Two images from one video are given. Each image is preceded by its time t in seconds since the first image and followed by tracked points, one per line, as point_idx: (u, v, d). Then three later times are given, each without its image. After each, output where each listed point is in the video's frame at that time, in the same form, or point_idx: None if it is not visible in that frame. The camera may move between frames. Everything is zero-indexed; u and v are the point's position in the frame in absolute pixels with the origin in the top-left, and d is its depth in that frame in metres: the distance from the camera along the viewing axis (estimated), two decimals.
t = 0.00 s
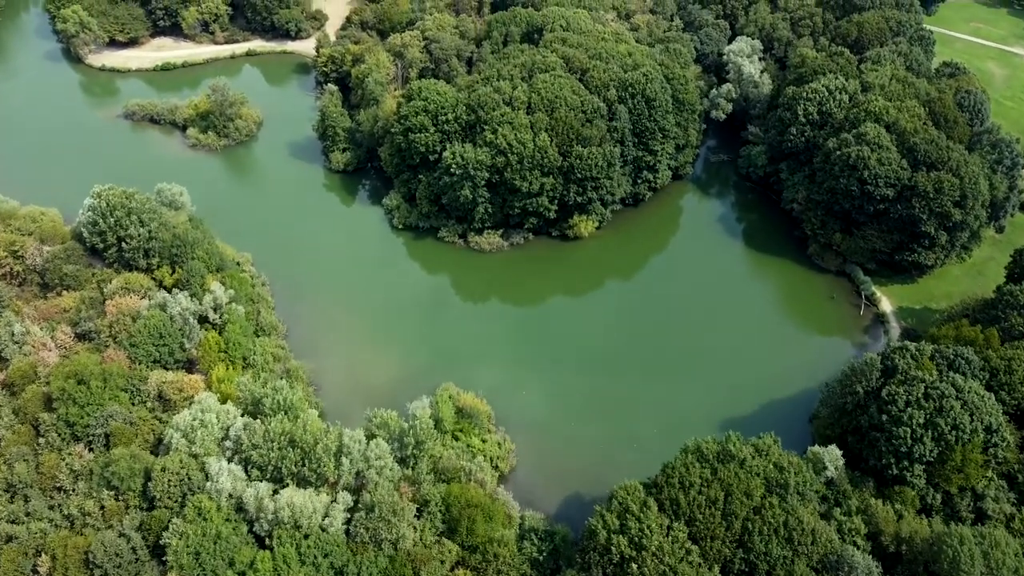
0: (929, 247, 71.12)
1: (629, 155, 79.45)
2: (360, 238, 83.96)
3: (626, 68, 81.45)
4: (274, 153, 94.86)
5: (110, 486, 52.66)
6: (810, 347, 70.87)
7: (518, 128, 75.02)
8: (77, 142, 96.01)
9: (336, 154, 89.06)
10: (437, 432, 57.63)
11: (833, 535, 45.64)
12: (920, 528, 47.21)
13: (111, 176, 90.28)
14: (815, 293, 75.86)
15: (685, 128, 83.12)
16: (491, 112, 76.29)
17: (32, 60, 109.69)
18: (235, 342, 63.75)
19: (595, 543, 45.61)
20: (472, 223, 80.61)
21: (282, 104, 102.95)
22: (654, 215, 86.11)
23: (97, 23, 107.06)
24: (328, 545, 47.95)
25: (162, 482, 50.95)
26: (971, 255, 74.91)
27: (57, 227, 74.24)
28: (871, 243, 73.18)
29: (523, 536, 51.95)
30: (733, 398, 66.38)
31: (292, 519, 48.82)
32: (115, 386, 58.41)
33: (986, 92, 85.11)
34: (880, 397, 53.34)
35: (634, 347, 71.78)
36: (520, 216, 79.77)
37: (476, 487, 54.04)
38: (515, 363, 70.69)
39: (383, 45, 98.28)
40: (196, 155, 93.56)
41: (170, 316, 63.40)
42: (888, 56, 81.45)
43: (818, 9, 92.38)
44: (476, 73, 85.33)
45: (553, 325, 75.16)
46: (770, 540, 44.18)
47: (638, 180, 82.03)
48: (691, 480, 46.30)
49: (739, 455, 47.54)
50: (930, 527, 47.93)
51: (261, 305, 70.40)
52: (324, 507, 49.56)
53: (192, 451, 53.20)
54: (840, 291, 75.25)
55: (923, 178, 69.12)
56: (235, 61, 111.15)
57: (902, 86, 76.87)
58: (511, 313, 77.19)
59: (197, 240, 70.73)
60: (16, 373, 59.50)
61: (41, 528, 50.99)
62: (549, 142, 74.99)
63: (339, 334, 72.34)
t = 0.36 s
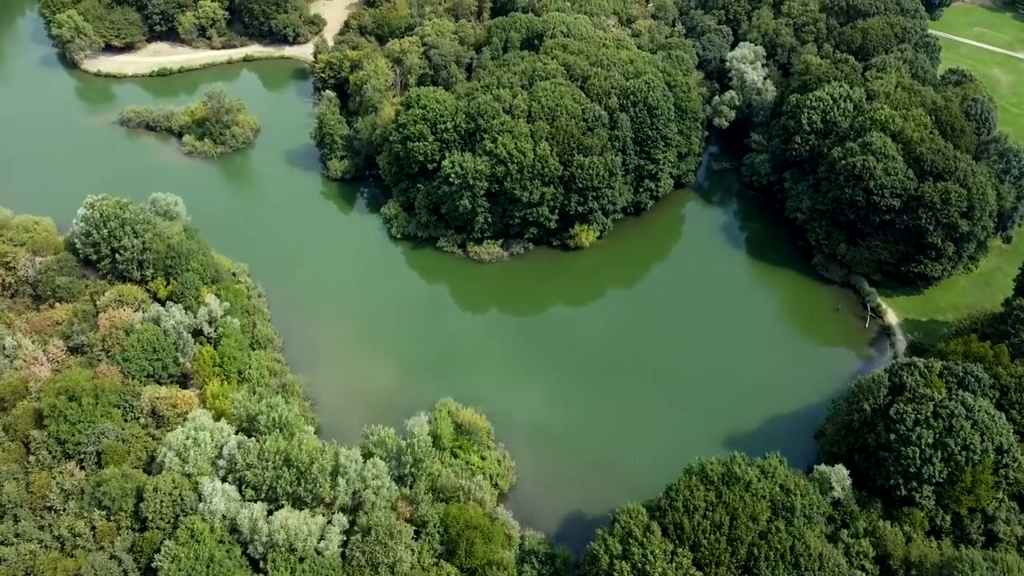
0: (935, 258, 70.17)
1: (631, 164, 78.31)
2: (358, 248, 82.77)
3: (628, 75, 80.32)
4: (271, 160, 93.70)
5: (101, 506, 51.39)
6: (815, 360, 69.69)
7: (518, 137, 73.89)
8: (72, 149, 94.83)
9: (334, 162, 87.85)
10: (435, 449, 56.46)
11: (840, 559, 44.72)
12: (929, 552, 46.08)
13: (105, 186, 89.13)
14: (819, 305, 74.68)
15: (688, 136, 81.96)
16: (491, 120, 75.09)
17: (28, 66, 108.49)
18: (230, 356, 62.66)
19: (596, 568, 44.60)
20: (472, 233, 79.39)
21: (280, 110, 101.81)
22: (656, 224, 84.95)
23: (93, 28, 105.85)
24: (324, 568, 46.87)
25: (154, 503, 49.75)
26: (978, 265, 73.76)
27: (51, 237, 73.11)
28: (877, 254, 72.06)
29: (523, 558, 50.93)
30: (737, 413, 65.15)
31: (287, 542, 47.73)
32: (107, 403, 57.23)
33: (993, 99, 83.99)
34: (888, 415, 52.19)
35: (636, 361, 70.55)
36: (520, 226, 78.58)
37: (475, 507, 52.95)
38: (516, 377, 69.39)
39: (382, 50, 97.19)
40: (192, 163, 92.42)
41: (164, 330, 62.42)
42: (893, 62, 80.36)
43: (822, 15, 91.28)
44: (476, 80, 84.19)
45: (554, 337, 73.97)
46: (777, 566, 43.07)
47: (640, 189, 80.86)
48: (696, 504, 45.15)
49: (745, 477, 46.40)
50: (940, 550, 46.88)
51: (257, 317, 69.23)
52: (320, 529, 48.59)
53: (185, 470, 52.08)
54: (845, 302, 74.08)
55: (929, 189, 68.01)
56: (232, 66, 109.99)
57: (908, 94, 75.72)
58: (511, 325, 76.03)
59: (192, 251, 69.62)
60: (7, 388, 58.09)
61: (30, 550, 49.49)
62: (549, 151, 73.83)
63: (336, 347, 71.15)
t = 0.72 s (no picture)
0: (942, 270, 68.87)
1: (633, 173, 77.13)
2: (355, 257, 81.56)
3: (630, 83, 79.18)
4: (268, 168, 92.48)
5: (92, 527, 49.85)
6: (820, 373, 68.47)
7: (518, 146, 72.74)
8: (67, 156, 93.73)
9: (332, 170, 86.63)
10: (432, 467, 55.22)
11: None
12: None
13: (100, 194, 88.02)
14: (824, 316, 73.51)
15: (690, 145, 80.83)
16: (491, 129, 73.85)
17: (23, 71, 107.29)
18: (225, 371, 61.52)
19: None
20: (471, 242, 78.15)
21: (277, 117, 100.62)
22: (658, 234, 83.80)
23: (89, 33, 104.68)
24: None
25: (146, 524, 48.29)
26: (985, 276, 72.64)
27: (44, 248, 71.93)
28: (883, 265, 70.78)
29: None
30: (741, 428, 63.89)
31: (281, 566, 46.62)
32: (99, 420, 56.04)
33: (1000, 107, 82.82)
34: (896, 434, 51.04)
35: (637, 373, 69.33)
36: (521, 236, 77.40)
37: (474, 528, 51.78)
38: (517, 390, 68.21)
39: (381, 56, 96.05)
40: (189, 171, 91.28)
41: (157, 344, 61.23)
42: (899, 70, 79.24)
43: (826, 21, 90.14)
44: (476, 87, 83.08)
45: (554, 349, 72.77)
46: None
47: (642, 199, 79.65)
48: (700, 529, 44.09)
49: (751, 501, 45.25)
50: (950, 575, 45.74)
51: (252, 330, 68.06)
52: (315, 553, 47.65)
53: (178, 490, 50.90)
54: (850, 314, 72.91)
55: (936, 200, 66.91)
56: (229, 71, 108.83)
57: (914, 103, 74.63)
58: (511, 336, 74.83)
59: (186, 262, 68.44)
60: None
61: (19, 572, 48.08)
62: (550, 160, 72.62)
63: (332, 359, 69.99)
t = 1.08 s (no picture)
0: (949, 282, 67.76)
1: (635, 183, 75.97)
2: (353, 267, 80.35)
3: (632, 90, 78.02)
4: (265, 175, 91.32)
5: (82, 550, 48.70)
6: (825, 387, 67.25)
7: (518, 156, 71.54)
8: (62, 163, 92.64)
9: (330, 178, 85.49)
10: (431, 487, 54.08)
11: None
12: None
13: (95, 202, 86.90)
14: (829, 328, 72.34)
15: (693, 153, 79.63)
16: (491, 138, 72.65)
17: (18, 76, 106.07)
18: (220, 386, 60.36)
19: None
20: (471, 253, 76.99)
21: (275, 123, 99.40)
22: (660, 243, 82.63)
23: (84, 38, 103.45)
24: None
25: (137, 548, 47.18)
26: (993, 288, 71.50)
27: (36, 258, 70.75)
28: (889, 277, 69.60)
29: None
30: (745, 444, 62.66)
31: None
32: (90, 438, 54.85)
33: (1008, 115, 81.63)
34: (905, 454, 49.90)
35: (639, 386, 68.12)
36: (521, 246, 76.22)
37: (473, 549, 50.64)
38: (517, 403, 67.05)
39: (380, 62, 94.90)
40: (185, 179, 90.13)
41: (151, 360, 60.09)
42: (905, 78, 78.10)
43: (830, 27, 88.96)
44: (475, 94, 81.92)
45: (555, 362, 71.57)
46: None
47: (643, 208, 78.45)
48: (705, 556, 43.27)
49: (757, 526, 44.16)
50: None
51: (248, 343, 66.86)
52: None
53: (170, 511, 49.73)
54: (855, 326, 71.74)
55: (944, 211, 65.77)
56: (226, 77, 107.71)
57: (920, 111, 73.51)
58: (511, 348, 73.64)
59: (181, 274, 67.33)
60: None
61: None
62: (550, 170, 71.42)
63: (329, 372, 68.82)
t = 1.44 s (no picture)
0: (957, 295, 66.58)
1: (637, 193, 74.78)
2: (350, 277, 79.16)
3: (634, 99, 76.85)
4: (262, 183, 90.18)
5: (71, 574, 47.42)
6: (830, 401, 66.05)
7: (518, 165, 70.33)
8: (56, 170, 91.48)
9: (327, 187, 84.40)
10: (428, 507, 52.91)
11: None
12: None
13: (89, 212, 85.81)
14: (834, 340, 71.15)
15: (696, 162, 78.40)
16: (490, 148, 71.45)
17: (12, 82, 104.81)
18: (214, 402, 59.16)
19: None
20: (470, 264, 75.78)
21: (272, 130, 98.23)
22: (662, 253, 81.41)
23: (80, 43, 102.20)
24: None
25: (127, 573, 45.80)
26: (1001, 300, 70.32)
27: (28, 270, 69.46)
28: (895, 289, 68.31)
29: None
30: (750, 462, 61.30)
31: None
32: (81, 456, 53.61)
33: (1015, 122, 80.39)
34: (914, 476, 48.79)
35: (642, 401, 66.90)
36: (521, 257, 75.05)
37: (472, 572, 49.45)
38: (517, 417, 65.74)
39: (378, 69, 93.79)
40: (180, 187, 88.97)
41: (143, 376, 58.88)
42: (911, 85, 76.96)
43: (835, 33, 87.81)
44: (475, 102, 80.78)
45: (556, 374, 70.35)
46: None
47: (645, 218, 77.21)
48: None
49: (763, 553, 43.24)
50: None
51: (242, 357, 65.68)
52: None
53: (161, 534, 48.43)
54: (861, 339, 70.57)
55: (951, 223, 64.61)
56: (223, 83, 106.53)
57: (927, 120, 72.37)
58: (511, 360, 72.38)
59: (175, 287, 66.21)
60: None
61: None
62: (551, 180, 70.21)
63: (325, 387, 67.52)
